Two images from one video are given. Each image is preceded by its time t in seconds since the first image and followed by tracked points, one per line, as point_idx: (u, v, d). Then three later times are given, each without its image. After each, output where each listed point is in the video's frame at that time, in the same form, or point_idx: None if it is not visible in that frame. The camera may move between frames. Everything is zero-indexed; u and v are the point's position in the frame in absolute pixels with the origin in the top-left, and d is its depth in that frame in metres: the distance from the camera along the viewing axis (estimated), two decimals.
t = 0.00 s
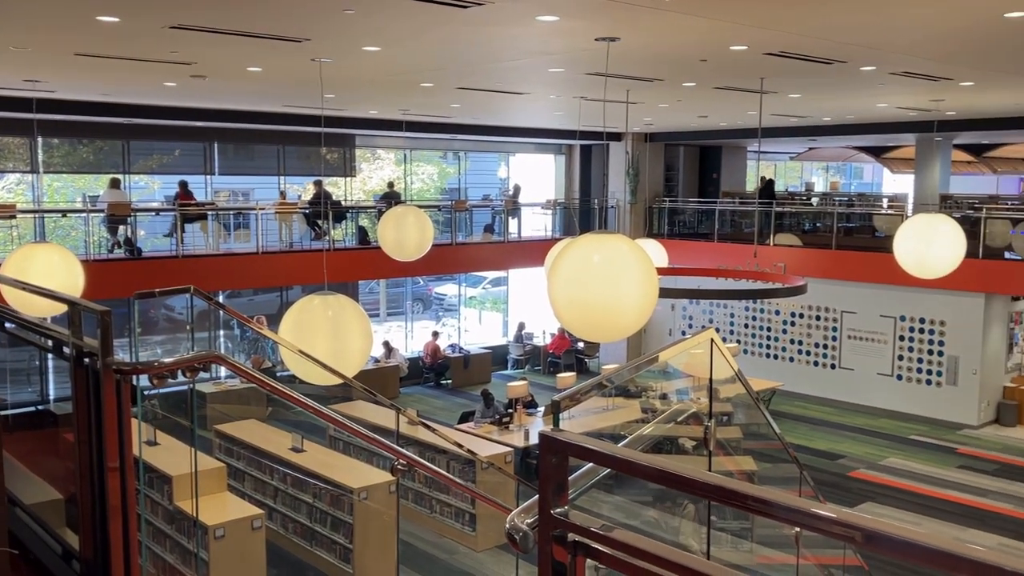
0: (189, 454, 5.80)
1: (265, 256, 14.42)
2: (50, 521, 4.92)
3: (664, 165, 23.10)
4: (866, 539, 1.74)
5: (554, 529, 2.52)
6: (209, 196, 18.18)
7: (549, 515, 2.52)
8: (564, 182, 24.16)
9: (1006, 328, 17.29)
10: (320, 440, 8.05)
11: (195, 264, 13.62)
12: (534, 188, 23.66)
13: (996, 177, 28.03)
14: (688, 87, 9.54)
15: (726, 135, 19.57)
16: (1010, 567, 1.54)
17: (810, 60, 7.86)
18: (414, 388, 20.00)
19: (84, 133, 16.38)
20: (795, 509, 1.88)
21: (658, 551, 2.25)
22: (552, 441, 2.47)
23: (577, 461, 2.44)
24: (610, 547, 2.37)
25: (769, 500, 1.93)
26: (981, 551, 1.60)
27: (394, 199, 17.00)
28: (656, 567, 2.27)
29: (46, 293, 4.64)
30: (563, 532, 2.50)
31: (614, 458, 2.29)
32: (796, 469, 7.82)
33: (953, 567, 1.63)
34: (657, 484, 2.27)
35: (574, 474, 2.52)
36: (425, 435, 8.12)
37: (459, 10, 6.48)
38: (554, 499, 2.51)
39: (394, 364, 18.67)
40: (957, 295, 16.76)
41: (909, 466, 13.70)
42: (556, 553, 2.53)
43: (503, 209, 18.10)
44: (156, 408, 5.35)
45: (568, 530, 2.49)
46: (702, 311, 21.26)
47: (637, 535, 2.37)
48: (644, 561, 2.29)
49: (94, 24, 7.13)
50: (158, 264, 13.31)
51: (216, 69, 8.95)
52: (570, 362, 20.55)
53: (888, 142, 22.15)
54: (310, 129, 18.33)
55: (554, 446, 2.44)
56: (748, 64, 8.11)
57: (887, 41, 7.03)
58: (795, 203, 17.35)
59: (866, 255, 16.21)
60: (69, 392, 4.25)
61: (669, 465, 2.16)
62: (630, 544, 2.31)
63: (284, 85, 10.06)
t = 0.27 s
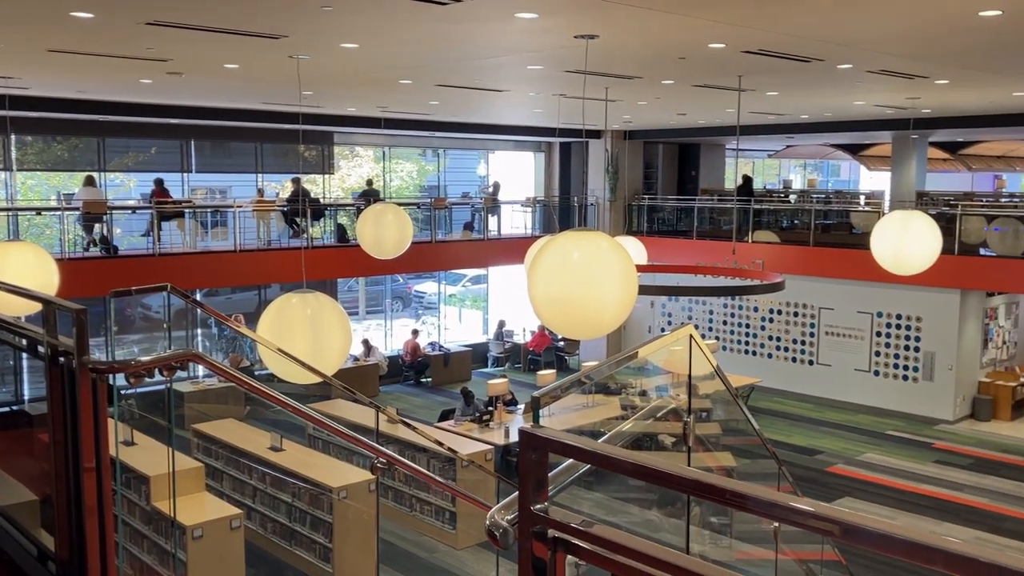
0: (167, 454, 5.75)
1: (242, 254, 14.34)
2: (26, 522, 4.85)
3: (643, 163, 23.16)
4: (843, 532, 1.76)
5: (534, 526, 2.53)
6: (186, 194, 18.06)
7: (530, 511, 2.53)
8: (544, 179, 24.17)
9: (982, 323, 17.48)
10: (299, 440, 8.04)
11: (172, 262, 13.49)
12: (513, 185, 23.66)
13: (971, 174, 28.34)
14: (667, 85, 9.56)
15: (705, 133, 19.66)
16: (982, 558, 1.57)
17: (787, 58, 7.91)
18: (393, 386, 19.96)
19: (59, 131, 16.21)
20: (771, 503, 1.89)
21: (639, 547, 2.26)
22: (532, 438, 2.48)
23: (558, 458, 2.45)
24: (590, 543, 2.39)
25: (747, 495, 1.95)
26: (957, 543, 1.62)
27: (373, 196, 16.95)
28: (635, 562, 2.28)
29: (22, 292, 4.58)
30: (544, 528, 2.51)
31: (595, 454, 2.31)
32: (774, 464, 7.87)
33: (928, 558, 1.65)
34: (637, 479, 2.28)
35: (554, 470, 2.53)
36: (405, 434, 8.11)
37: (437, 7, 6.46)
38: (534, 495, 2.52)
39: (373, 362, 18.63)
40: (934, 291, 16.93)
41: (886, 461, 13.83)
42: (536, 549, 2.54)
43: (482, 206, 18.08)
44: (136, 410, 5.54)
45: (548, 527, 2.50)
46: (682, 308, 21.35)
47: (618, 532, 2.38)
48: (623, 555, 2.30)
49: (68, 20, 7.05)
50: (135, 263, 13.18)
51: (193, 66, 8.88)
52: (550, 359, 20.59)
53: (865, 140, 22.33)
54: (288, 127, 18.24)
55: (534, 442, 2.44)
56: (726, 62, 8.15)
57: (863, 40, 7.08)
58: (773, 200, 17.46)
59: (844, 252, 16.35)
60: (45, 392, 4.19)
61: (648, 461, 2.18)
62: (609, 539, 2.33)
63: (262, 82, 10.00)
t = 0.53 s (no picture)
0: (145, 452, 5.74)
1: (222, 252, 14.24)
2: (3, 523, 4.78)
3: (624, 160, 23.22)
4: (822, 525, 1.76)
5: (515, 522, 2.53)
6: (164, 191, 17.93)
7: (510, 507, 2.52)
8: (525, 176, 24.16)
9: (958, 319, 17.67)
10: (279, 438, 8.02)
11: (151, 261, 13.32)
12: (494, 182, 23.65)
13: (947, 171, 28.62)
14: (647, 82, 9.58)
15: (685, 130, 19.73)
16: (960, 551, 1.57)
17: (766, 55, 7.94)
18: (374, 384, 19.91)
19: (34, 127, 16.02)
20: (749, 496, 1.89)
21: (620, 542, 2.27)
22: (513, 434, 2.48)
23: (538, 454, 2.45)
24: (570, 538, 2.39)
25: (726, 489, 1.96)
26: (935, 535, 1.63)
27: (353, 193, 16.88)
28: (616, 557, 2.29)
29: None
30: (525, 524, 2.51)
31: (574, 449, 2.32)
32: (752, 459, 7.91)
33: (906, 551, 1.65)
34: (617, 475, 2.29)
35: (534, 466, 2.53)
36: (385, 432, 8.11)
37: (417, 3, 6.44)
38: (515, 491, 2.52)
39: (354, 360, 18.58)
40: (911, 286, 17.09)
41: (865, 455, 13.95)
42: (517, 544, 2.54)
43: (463, 204, 18.06)
44: (115, 407, 5.40)
45: (529, 522, 2.50)
46: (662, 305, 21.43)
47: (598, 527, 2.39)
48: (603, 551, 2.31)
49: (43, 15, 6.97)
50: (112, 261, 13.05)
51: (171, 62, 8.81)
52: (532, 356, 20.61)
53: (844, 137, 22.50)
54: (267, 123, 18.14)
55: (515, 439, 2.44)
56: (705, 59, 8.18)
57: (841, 37, 7.12)
58: (752, 197, 17.56)
59: (822, 248, 16.48)
60: (21, 390, 4.13)
61: (628, 456, 2.18)
62: (589, 534, 2.34)
63: (241, 79, 9.94)
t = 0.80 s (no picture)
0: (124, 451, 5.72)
1: (201, 249, 14.15)
2: None
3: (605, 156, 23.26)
4: (803, 519, 1.78)
5: (496, 518, 2.53)
6: (143, 188, 17.80)
7: (491, 503, 2.53)
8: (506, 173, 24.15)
9: (935, 313, 17.84)
10: (260, 435, 7.98)
11: (130, 258, 13.22)
12: (475, 178, 23.63)
13: (925, 167, 28.88)
14: (627, 79, 9.61)
15: (666, 126, 19.79)
16: (936, 543, 1.59)
17: (745, 52, 7.98)
18: (355, 381, 19.87)
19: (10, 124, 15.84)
20: (730, 490, 1.91)
21: (602, 537, 2.29)
22: (495, 431, 2.48)
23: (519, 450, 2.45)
24: (551, 534, 2.41)
25: (707, 483, 1.97)
26: (912, 528, 1.64)
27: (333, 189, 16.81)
28: (599, 552, 2.31)
29: None
30: (506, 520, 2.51)
31: (554, 444, 2.33)
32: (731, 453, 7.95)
33: (884, 543, 1.67)
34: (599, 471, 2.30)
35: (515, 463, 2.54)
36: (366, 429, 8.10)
37: None
38: (496, 488, 2.53)
39: (335, 357, 18.54)
40: (890, 282, 17.23)
41: (843, 449, 14.07)
42: (498, 541, 2.55)
43: (444, 200, 18.03)
44: (92, 406, 5.27)
45: (510, 518, 2.50)
46: (643, 300, 21.51)
47: (579, 523, 2.41)
48: (586, 546, 2.33)
49: (18, 11, 6.89)
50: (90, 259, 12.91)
51: (149, 58, 8.74)
52: (513, 352, 20.62)
53: (823, 133, 22.65)
54: (246, 120, 18.03)
55: (496, 436, 2.45)
56: (685, 56, 8.21)
57: (820, 34, 7.16)
58: (732, 193, 17.65)
59: (802, 244, 16.60)
60: None
61: (609, 451, 2.20)
62: (570, 530, 2.35)
63: (219, 75, 9.87)
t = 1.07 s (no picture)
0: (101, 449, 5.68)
1: (179, 245, 14.04)
2: None
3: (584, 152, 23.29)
4: (782, 511, 1.78)
5: (475, 513, 2.54)
6: (119, 184, 17.64)
7: (470, 498, 2.53)
8: (485, 168, 24.13)
9: (911, 307, 18.01)
10: (239, 432, 7.92)
11: (106, 253, 13.13)
12: (454, 174, 23.60)
13: (901, 163, 29.14)
14: (606, 74, 9.61)
15: (645, 122, 19.84)
16: (910, 534, 1.59)
17: (723, 48, 8.01)
18: (335, 377, 19.81)
19: None
20: (707, 484, 1.91)
21: (581, 532, 2.30)
22: (473, 426, 2.49)
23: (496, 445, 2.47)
24: (531, 528, 2.41)
25: (685, 477, 1.98)
26: (887, 519, 1.64)
27: (312, 185, 16.74)
28: (578, 547, 2.31)
29: None
30: (485, 515, 2.52)
31: (532, 440, 2.34)
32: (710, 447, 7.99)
33: (857, 535, 1.67)
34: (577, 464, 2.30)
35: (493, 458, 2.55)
36: (346, 425, 8.09)
37: None
38: (475, 483, 2.53)
39: (314, 354, 18.49)
40: (868, 276, 17.37)
41: (822, 443, 14.17)
42: (477, 535, 2.55)
43: (423, 196, 18.00)
44: (69, 404, 5.26)
45: (489, 513, 2.51)
46: (623, 295, 21.58)
47: (557, 516, 2.41)
48: (564, 540, 2.33)
49: None
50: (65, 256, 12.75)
51: (124, 52, 8.64)
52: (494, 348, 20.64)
53: (801, 129, 22.79)
54: (223, 115, 17.91)
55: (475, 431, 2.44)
56: (664, 52, 8.22)
57: (798, 30, 7.19)
58: (711, 188, 17.73)
59: (781, 239, 16.71)
60: None
61: (586, 445, 2.20)
62: (549, 524, 2.36)
63: (196, 70, 9.78)
